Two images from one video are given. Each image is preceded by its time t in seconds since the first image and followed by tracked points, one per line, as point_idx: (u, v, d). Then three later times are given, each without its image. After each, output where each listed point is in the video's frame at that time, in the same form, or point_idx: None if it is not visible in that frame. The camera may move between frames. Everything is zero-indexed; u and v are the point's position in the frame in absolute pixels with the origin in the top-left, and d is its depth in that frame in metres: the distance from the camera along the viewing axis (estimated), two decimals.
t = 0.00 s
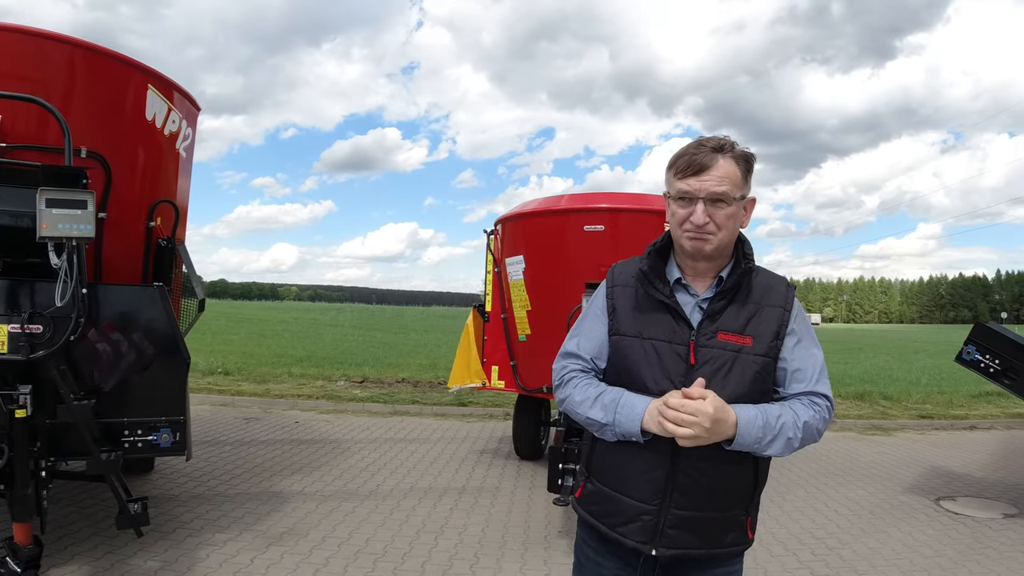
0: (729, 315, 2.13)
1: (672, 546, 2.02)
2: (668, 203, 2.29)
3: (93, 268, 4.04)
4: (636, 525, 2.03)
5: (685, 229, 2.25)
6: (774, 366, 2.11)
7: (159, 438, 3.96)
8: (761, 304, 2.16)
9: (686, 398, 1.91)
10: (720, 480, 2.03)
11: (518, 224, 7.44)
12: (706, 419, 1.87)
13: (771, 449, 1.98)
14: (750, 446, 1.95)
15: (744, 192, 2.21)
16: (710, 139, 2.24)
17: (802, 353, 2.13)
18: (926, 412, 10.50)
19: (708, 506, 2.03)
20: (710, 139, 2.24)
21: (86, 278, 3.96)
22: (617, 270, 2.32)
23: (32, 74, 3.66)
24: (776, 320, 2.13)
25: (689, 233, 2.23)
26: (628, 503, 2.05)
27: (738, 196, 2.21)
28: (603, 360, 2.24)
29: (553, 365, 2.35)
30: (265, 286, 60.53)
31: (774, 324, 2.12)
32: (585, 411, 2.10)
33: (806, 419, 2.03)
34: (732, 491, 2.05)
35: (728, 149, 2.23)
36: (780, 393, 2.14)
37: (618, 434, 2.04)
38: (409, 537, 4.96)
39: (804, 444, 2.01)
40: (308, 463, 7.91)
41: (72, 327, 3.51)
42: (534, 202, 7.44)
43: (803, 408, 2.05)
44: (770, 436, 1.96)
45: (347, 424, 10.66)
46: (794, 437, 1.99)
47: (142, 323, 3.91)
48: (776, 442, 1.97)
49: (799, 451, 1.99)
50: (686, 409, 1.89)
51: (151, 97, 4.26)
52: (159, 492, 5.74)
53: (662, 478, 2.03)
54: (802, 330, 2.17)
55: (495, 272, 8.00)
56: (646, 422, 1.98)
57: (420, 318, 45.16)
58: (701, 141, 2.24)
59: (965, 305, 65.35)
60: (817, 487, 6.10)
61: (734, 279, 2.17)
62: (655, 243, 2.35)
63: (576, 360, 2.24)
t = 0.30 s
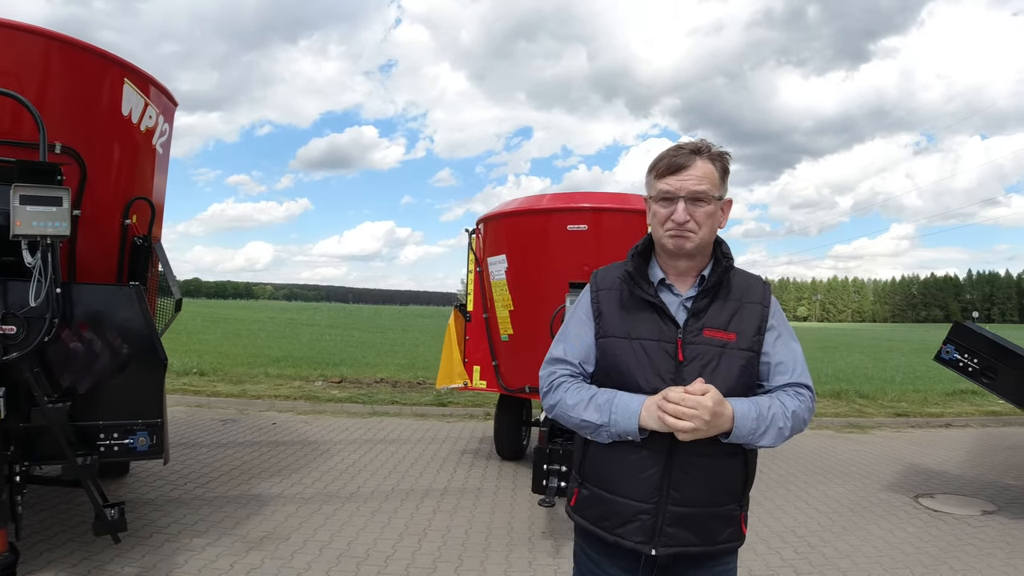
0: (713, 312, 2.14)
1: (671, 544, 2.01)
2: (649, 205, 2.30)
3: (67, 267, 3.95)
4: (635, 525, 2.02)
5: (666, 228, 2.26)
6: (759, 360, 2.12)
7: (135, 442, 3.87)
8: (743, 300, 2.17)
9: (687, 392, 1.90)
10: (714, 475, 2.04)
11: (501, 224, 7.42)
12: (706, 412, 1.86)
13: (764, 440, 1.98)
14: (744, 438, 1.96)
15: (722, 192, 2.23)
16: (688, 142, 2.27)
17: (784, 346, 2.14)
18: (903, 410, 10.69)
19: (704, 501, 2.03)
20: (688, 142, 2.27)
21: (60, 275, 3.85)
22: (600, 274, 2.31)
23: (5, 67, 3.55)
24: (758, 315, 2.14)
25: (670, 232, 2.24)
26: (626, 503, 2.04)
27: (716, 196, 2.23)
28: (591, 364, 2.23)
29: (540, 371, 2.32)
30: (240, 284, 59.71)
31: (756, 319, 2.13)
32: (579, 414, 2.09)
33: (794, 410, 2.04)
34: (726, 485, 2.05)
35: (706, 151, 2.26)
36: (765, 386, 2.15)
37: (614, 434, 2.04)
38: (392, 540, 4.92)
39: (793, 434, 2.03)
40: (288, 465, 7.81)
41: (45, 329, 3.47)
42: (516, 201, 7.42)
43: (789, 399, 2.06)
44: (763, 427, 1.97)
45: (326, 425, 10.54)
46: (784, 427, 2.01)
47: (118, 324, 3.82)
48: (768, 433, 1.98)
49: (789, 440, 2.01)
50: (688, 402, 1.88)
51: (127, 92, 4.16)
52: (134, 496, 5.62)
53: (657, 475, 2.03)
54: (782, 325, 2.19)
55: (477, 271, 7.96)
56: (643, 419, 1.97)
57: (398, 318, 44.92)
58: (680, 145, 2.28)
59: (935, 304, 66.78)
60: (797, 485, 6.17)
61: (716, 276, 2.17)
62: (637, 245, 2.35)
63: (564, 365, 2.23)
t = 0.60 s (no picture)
0: (683, 308, 2.13)
1: (655, 532, 2.00)
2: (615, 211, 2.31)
3: (44, 266, 3.85)
4: (619, 515, 2.02)
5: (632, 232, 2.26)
6: (731, 352, 2.12)
7: (115, 445, 3.78)
8: (712, 296, 2.16)
9: (651, 391, 1.92)
10: (694, 463, 2.02)
11: (484, 223, 7.40)
12: (671, 410, 1.89)
13: (737, 430, 1.98)
14: (717, 429, 1.96)
15: (684, 194, 2.25)
16: (649, 149, 2.30)
17: (756, 337, 2.13)
18: (881, 409, 10.86)
19: (685, 488, 2.02)
20: (649, 149, 2.30)
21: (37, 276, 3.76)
22: (574, 280, 2.31)
23: None
24: (727, 309, 2.13)
25: (636, 234, 2.24)
26: (609, 494, 2.04)
27: (679, 197, 2.25)
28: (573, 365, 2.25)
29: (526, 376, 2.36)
30: (217, 283, 58.91)
31: (726, 312, 2.12)
32: (559, 414, 2.11)
33: (766, 398, 2.04)
34: (707, 473, 2.03)
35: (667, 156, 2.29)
36: (740, 376, 2.14)
37: (593, 431, 2.05)
38: (377, 542, 4.87)
39: (767, 422, 2.02)
40: (269, 467, 7.72)
41: (22, 329, 3.44)
42: (499, 200, 7.40)
43: (762, 387, 2.05)
44: (735, 416, 1.96)
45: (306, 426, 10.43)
46: (756, 416, 2.00)
47: (97, 325, 3.75)
48: (741, 422, 1.98)
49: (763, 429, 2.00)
50: (652, 401, 1.90)
51: (106, 87, 4.06)
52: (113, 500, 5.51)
53: (636, 465, 2.02)
54: (753, 316, 2.18)
55: (461, 270, 7.93)
56: (615, 415, 1.99)
57: (378, 317, 44.67)
58: (641, 153, 2.30)
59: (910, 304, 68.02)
60: (779, 483, 6.24)
61: (684, 273, 2.17)
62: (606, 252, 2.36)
63: (547, 368, 2.26)
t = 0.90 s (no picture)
0: (660, 308, 2.12)
1: (633, 524, 1.99)
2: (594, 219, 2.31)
3: (22, 264, 3.77)
4: (597, 506, 2.03)
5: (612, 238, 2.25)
6: (707, 351, 2.10)
7: (96, 448, 3.71)
8: (689, 296, 2.15)
9: (619, 391, 1.93)
10: (672, 457, 2.00)
11: (469, 222, 7.38)
12: (639, 411, 1.89)
13: (712, 428, 1.97)
14: (691, 427, 1.94)
15: (661, 199, 2.24)
16: (625, 158, 2.30)
17: (733, 337, 2.11)
18: (861, 407, 11.00)
19: (663, 482, 2.00)
20: (625, 157, 2.30)
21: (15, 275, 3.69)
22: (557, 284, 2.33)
23: None
24: (703, 309, 2.12)
25: (615, 241, 2.23)
26: (587, 486, 2.05)
27: (656, 204, 2.25)
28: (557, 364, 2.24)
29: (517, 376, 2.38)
30: (195, 282, 58.14)
31: (702, 312, 2.11)
32: (539, 411, 2.12)
33: (742, 396, 2.01)
34: (685, 467, 2.01)
35: (642, 164, 2.29)
36: (717, 375, 2.13)
37: (570, 428, 2.05)
38: (363, 544, 4.84)
39: (742, 421, 2.00)
40: (251, 468, 7.64)
41: None
42: (483, 200, 7.39)
43: (737, 386, 2.03)
44: (709, 415, 1.95)
45: (288, 427, 10.34)
46: (731, 414, 1.98)
47: (78, 325, 3.68)
48: (715, 420, 1.96)
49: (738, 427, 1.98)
50: (621, 403, 1.91)
51: (87, 82, 3.99)
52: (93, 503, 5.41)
53: (613, 458, 2.02)
54: (731, 316, 2.16)
55: (445, 270, 7.91)
56: (587, 413, 2.00)
57: (361, 317, 44.42)
58: (617, 161, 2.30)
59: (887, 303, 69.06)
60: (762, 482, 6.29)
61: (660, 274, 2.16)
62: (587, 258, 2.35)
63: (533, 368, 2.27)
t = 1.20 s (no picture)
0: (646, 305, 2.13)
1: (620, 519, 2.00)
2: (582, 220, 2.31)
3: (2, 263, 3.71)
4: (585, 501, 2.04)
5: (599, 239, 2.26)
6: (694, 347, 2.10)
7: (79, 449, 3.66)
8: (676, 292, 2.15)
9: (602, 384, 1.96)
10: (659, 452, 2.00)
11: (455, 221, 7.37)
12: (621, 403, 1.92)
13: (699, 422, 1.96)
14: (677, 420, 1.94)
15: (646, 199, 2.26)
16: (610, 158, 2.31)
17: (721, 332, 2.11)
18: (845, 405, 11.12)
19: (650, 477, 2.00)
20: (610, 158, 2.31)
21: None
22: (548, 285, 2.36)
23: None
24: (690, 305, 2.12)
25: (603, 240, 2.24)
26: (575, 481, 2.07)
27: (642, 203, 2.26)
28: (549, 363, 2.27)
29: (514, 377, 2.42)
30: (177, 280, 57.52)
31: (688, 308, 2.11)
32: (527, 410, 2.15)
33: (728, 390, 2.01)
34: (673, 462, 2.01)
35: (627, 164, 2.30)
36: (705, 370, 2.12)
37: (557, 425, 2.07)
38: (350, 545, 4.81)
39: (729, 414, 1.99)
40: (236, 469, 7.57)
41: None
42: (469, 199, 7.37)
43: (724, 380, 2.03)
44: (695, 408, 1.95)
45: (273, 427, 10.26)
46: (717, 407, 1.98)
47: (61, 325, 3.64)
48: (701, 413, 1.96)
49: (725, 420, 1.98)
50: (602, 400, 1.93)
51: (70, 78, 3.92)
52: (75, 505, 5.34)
53: (600, 453, 2.03)
54: (718, 312, 2.16)
55: (431, 269, 7.88)
56: (570, 411, 2.02)
57: (345, 316, 44.19)
58: (602, 162, 2.31)
59: (869, 303, 69.94)
60: (748, 479, 6.35)
61: (646, 271, 2.17)
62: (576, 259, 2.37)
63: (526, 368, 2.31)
